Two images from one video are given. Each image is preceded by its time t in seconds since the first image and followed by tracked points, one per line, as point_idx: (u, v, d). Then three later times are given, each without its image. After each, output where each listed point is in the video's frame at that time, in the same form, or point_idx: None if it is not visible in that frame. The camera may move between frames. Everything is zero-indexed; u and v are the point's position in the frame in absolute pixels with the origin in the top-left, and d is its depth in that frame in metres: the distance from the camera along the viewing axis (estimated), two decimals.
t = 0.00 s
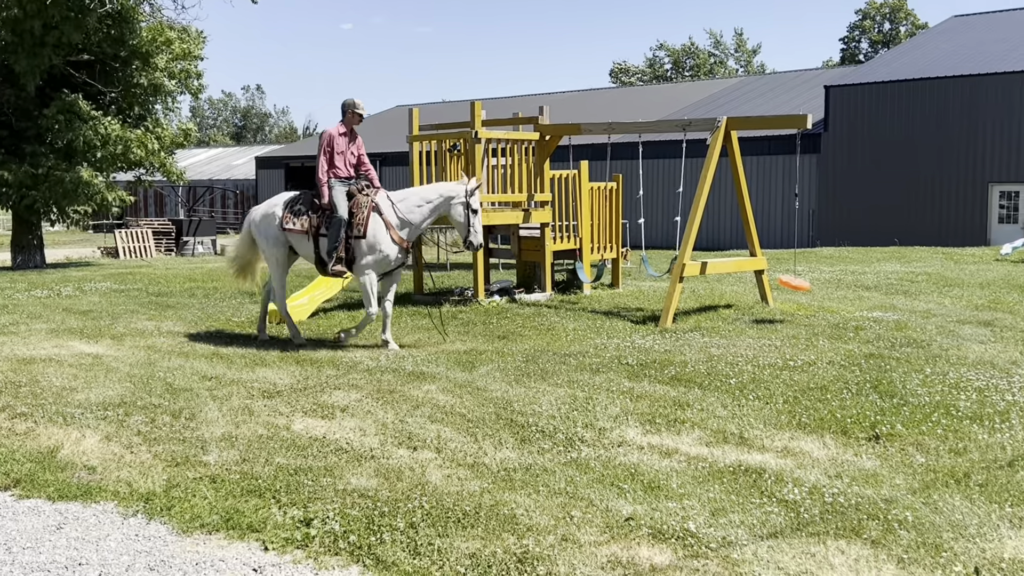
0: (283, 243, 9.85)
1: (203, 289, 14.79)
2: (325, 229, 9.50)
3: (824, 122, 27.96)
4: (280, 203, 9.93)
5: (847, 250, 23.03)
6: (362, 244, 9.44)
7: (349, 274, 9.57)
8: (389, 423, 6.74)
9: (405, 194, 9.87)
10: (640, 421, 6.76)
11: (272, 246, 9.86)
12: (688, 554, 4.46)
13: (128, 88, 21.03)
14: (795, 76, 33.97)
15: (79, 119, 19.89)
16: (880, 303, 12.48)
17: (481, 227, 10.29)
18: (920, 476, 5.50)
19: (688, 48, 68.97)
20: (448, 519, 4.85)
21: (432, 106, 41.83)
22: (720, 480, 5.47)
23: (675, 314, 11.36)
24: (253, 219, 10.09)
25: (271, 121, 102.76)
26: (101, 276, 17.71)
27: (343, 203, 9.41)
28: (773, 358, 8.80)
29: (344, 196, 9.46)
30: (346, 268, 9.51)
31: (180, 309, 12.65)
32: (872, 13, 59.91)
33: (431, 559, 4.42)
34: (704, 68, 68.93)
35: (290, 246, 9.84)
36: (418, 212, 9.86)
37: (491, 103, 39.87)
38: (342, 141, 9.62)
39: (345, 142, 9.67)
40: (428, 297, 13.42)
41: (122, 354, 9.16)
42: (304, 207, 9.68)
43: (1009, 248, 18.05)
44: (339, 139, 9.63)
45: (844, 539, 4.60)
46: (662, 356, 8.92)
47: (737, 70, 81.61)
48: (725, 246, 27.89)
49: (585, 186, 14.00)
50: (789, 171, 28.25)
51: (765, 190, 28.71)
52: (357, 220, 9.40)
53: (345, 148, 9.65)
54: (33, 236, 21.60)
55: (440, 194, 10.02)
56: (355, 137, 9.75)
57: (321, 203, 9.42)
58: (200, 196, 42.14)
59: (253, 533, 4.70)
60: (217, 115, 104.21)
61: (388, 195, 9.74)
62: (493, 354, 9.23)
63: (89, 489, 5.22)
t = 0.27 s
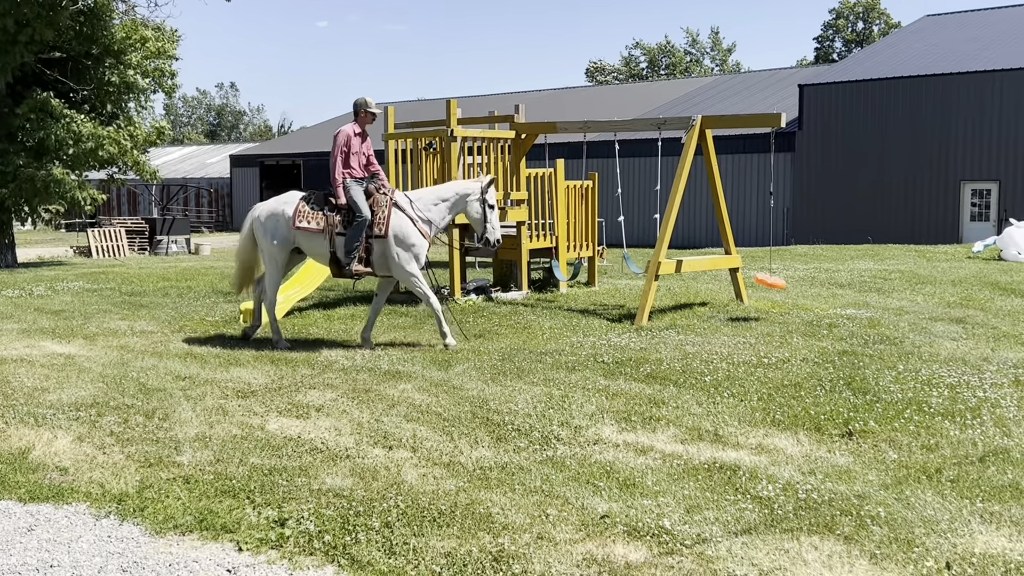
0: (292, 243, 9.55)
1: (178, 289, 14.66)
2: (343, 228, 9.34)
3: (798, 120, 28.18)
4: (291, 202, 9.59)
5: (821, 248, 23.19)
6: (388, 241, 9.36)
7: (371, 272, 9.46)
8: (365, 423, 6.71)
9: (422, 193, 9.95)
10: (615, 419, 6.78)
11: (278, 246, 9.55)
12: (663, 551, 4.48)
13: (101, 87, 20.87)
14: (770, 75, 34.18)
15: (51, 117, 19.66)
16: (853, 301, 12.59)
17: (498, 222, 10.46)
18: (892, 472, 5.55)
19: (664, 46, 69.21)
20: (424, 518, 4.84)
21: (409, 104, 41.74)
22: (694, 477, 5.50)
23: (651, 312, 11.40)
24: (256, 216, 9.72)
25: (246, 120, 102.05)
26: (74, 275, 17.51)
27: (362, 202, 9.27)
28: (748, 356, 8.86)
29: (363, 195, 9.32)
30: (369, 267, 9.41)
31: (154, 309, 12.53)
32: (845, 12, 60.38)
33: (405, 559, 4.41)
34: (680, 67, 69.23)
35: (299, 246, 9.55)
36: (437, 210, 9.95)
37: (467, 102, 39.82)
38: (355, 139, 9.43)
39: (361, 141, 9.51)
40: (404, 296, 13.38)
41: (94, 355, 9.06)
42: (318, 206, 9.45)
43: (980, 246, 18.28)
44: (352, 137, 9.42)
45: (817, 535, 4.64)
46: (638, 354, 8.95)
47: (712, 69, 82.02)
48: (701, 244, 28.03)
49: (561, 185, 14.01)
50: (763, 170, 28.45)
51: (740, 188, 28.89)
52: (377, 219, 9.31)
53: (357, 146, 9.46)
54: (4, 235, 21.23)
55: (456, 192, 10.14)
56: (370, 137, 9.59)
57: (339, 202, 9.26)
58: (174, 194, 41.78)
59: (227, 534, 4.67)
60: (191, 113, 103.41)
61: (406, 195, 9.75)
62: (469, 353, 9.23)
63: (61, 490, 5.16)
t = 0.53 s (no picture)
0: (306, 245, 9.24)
1: (151, 288, 14.53)
2: (366, 227, 9.23)
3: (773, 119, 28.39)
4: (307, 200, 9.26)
5: (796, 246, 23.34)
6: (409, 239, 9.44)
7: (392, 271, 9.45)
8: (340, 422, 6.68)
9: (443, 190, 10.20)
10: (591, 416, 6.80)
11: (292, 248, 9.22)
12: (639, 547, 4.49)
13: (72, 84, 20.64)
14: (745, 74, 34.38)
15: (21, 115, 19.33)
16: (827, 298, 12.69)
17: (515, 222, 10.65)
18: (866, 468, 5.60)
19: (640, 45, 69.39)
20: (400, 517, 4.83)
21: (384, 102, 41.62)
22: (670, 474, 5.53)
23: (627, 310, 11.44)
24: (266, 216, 9.32)
25: (220, 117, 101.26)
26: (45, 275, 17.29)
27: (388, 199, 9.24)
28: (723, 353, 8.90)
29: (384, 192, 9.28)
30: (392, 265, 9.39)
31: (127, 308, 12.41)
32: (819, 11, 60.79)
33: (381, 558, 4.39)
34: (655, 65, 69.47)
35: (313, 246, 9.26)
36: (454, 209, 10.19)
37: (443, 100, 39.75)
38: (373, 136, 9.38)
39: (377, 139, 9.49)
40: (380, 295, 13.35)
41: (67, 355, 8.96)
42: (340, 203, 9.22)
43: (952, 243, 18.47)
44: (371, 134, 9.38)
45: (791, 531, 4.67)
46: (614, 352, 8.98)
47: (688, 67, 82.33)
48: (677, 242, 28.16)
49: (537, 183, 14.03)
50: (738, 168, 28.63)
51: (715, 187, 29.05)
52: (402, 217, 9.35)
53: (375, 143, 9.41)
54: None
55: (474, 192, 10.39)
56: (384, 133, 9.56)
57: (361, 200, 9.18)
58: (148, 193, 41.39)
59: (201, 535, 4.63)
60: (165, 110, 102.47)
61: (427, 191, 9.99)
62: (445, 351, 9.22)
63: (32, 492, 5.10)
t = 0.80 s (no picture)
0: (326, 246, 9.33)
1: (124, 288, 14.39)
2: (384, 226, 9.25)
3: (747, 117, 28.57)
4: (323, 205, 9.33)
5: (770, 243, 23.49)
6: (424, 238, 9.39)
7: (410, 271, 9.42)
8: (316, 422, 6.65)
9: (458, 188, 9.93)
10: (568, 414, 6.80)
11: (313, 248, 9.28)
12: (615, 545, 4.50)
13: (44, 82, 20.35)
14: (720, 73, 34.56)
15: None
16: (801, 296, 12.79)
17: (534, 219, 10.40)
18: (840, 464, 5.65)
19: (615, 43, 69.61)
20: (376, 517, 4.81)
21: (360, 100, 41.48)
22: (646, 471, 5.55)
23: (603, 308, 11.46)
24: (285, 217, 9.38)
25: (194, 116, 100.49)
26: (16, 275, 17.07)
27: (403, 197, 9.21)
28: (699, 350, 8.95)
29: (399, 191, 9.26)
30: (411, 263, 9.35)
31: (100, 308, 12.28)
32: (793, 10, 61.21)
33: (356, 557, 4.38)
34: (631, 64, 69.73)
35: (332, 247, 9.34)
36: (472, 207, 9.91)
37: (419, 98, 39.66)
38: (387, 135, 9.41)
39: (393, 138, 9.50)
40: (356, 293, 13.29)
41: (39, 355, 8.85)
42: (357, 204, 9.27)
43: (924, 241, 18.66)
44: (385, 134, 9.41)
45: (766, 527, 4.71)
46: (590, 350, 8.99)
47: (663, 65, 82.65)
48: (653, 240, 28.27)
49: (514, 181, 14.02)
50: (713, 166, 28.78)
51: (690, 185, 29.19)
52: (418, 215, 9.29)
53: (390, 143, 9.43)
54: None
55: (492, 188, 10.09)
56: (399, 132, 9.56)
57: (378, 200, 9.20)
58: (121, 192, 40.97)
59: (175, 535, 4.60)
60: (138, 109, 101.53)
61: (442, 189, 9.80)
62: (422, 350, 9.19)
63: (2, 495, 5.04)
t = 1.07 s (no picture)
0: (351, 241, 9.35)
1: (96, 287, 14.23)
2: (404, 221, 9.46)
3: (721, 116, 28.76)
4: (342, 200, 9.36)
5: (744, 241, 23.62)
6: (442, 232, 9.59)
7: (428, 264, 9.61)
8: (290, 421, 6.61)
9: (473, 182, 10.13)
10: (544, 412, 6.81)
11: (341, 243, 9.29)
12: (591, 542, 4.51)
13: (14, 81, 19.86)
14: (694, 71, 34.73)
15: None
16: (775, 293, 12.88)
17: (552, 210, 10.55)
18: (813, 460, 5.69)
19: (590, 42, 69.72)
20: (351, 516, 4.79)
21: (334, 98, 41.31)
22: (621, 468, 5.57)
23: (579, 306, 11.48)
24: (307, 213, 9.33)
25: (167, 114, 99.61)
26: None
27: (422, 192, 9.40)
28: (673, 348, 8.99)
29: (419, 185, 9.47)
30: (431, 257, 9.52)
31: (72, 308, 12.14)
32: (766, 9, 61.59)
33: (331, 557, 4.36)
34: (605, 63, 69.92)
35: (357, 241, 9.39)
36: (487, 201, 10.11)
37: (394, 96, 39.55)
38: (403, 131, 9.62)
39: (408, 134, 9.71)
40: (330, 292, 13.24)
41: (9, 356, 8.73)
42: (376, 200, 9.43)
43: (896, 238, 18.87)
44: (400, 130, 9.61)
45: (740, 523, 4.73)
46: (565, 348, 9.01)
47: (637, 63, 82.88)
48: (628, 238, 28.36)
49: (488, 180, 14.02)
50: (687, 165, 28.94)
51: (665, 183, 29.32)
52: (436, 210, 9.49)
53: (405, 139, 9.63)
54: None
55: (509, 180, 10.23)
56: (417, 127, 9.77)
57: (398, 193, 9.41)
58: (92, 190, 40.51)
59: (149, 537, 4.56)
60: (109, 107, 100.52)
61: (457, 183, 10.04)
62: (397, 349, 9.17)
63: None
